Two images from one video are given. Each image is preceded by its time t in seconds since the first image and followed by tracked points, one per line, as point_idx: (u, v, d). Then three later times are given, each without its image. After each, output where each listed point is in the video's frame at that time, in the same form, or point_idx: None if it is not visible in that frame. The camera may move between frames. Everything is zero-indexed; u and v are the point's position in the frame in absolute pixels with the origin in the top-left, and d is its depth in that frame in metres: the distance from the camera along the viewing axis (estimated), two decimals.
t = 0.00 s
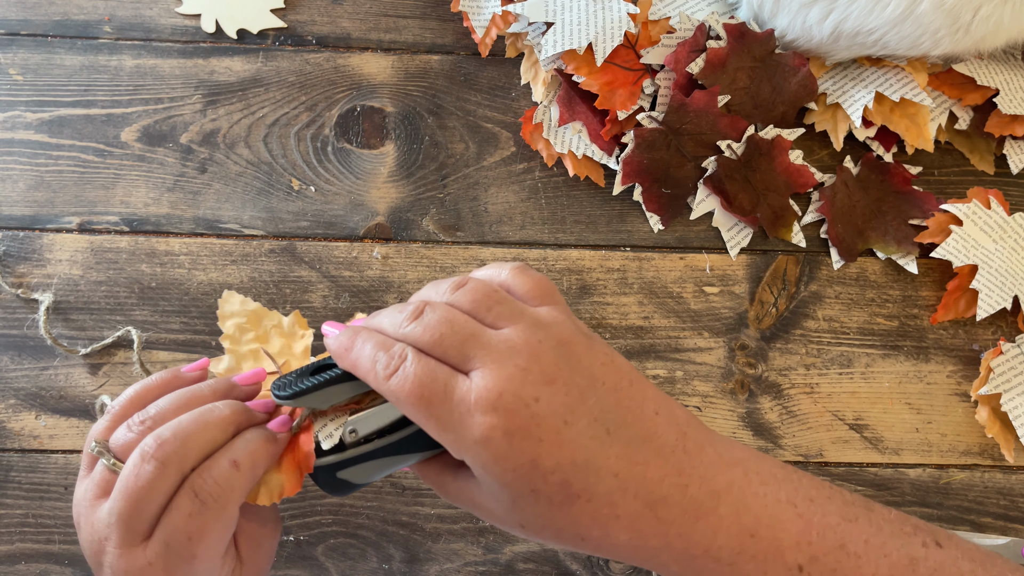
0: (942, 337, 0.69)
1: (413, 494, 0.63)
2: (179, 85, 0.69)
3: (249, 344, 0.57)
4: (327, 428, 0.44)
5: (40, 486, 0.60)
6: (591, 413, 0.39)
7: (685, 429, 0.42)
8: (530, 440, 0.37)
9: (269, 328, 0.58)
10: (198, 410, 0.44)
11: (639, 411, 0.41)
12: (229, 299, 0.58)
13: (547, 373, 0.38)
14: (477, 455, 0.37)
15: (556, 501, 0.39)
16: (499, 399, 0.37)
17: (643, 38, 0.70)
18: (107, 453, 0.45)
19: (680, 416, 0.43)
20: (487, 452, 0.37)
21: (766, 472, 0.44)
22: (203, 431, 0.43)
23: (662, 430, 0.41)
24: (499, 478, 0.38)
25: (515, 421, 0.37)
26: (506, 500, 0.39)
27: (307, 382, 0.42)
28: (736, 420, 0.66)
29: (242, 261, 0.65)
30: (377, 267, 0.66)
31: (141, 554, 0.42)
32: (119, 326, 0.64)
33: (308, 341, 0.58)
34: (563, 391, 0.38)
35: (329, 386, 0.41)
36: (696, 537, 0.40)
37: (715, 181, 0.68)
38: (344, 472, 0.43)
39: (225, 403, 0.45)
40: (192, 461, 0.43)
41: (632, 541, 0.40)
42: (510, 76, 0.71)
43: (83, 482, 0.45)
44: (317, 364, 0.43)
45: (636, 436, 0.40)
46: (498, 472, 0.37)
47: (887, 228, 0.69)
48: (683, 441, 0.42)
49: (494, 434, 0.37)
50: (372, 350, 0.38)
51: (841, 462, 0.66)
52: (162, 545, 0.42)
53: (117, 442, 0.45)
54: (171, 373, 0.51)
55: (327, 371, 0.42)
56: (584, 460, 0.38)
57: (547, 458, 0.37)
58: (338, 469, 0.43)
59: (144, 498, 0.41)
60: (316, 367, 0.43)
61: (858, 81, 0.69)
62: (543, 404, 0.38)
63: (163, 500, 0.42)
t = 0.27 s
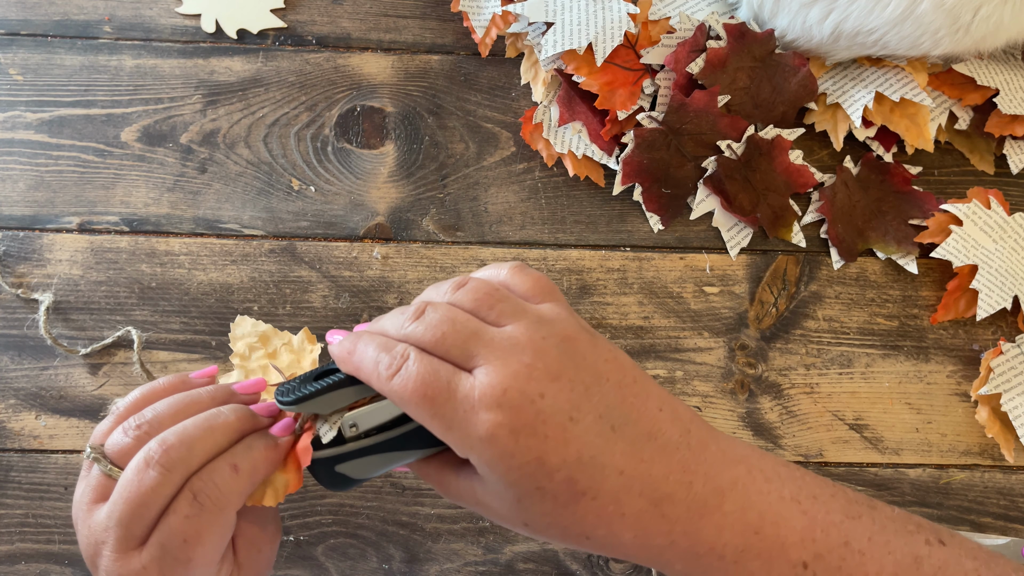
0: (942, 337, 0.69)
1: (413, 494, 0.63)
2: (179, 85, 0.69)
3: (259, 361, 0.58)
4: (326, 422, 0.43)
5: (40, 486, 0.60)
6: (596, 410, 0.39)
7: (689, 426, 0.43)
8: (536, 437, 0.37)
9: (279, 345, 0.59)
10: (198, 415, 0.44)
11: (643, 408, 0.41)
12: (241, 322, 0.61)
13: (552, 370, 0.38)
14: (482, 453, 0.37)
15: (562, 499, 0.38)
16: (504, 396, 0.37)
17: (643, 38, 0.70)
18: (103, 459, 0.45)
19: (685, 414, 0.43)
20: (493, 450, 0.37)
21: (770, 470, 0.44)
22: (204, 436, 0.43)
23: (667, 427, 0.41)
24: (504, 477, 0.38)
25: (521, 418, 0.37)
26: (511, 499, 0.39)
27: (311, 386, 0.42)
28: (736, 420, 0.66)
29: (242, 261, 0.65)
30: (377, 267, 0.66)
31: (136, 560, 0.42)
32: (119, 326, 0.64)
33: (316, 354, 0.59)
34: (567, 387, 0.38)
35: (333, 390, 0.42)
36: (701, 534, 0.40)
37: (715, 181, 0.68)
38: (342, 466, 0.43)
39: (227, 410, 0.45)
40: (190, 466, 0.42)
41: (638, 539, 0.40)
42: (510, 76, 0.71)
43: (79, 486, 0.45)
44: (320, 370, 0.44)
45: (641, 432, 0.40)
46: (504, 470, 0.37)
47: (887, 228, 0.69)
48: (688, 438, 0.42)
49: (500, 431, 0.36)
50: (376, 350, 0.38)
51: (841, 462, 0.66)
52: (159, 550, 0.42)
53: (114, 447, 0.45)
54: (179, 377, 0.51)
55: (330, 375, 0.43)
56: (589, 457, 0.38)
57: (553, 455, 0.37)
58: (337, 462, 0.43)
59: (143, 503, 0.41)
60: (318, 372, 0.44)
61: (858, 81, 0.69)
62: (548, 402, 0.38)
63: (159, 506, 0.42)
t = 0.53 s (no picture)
0: (942, 337, 0.69)
1: (413, 494, 0.63)
2: (178, 85, 0.69)
3: (228, 339, 0.56)
4: (324, 419, 0.44)
5: (40, 486, 0.60)
6: (596, 423, 0.39)
7: (691, 438, 0.42)
8: (534, 452, 0.37)
9: (247, 320, 0.57)
10: (193, 414, 0.44)
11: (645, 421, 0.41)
12: (200, 294, 0.57)
13: (552, 382, 0.38)
14: (478, 465, 0.37)
15: (558, 513, 0.38)
16: (502, 409, 0.36)
17: (643, 38, 0.70)
18: (93, 461, 0.43)
19: (687, 424, 0.43)
20: (488, 463, 0.37)
21: (772, 481, 0.44)
22: (200, 433, 0.43)
23: (669, 439, 0.41)
24: (500, 488, 0.38)
25: (519, 432, 0.37)
26: (508, 509, 0.39)
27: (310, 383, 0.42)
28: (736, 420, 0.66)
29: (242, 260, 0.65)
30: (377, 267, 0.66)
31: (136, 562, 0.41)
32: (119, 326, 0.64)
33: (287, 329, 0.59)
34: (567, 401, 0.38)
35: (329, 389, 0.41)
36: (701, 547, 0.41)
37: (715, 181, 0.68)
38: (344, 470, 0.43)
39: (222, 407, 0.45)
40: (190, 465, 0.42)
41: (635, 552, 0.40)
42: (510, 76, 0.71)
43: (66, 491, 0.44)
44: (320, 365, 0.43)
45: (642, 447, 0.40)
46: (500, 482, 0.37)
47: (887, 228, 0.69)
48: (690, 450, 0.42)
49: (497, 444, 0.36)
50: (375, 353, 0.38)
51: (841, 462, 0.66)
52: (160, 551, 0.41)
53: (104, 449, 0.44)
54: (165, 379, 0.51)
55: (329, 372, 0.42)
56: (588, 473, 0.38)
57: (550, 470, 0.37)
58: (337, 468, 0.43)
59: (142, 504, 0.41)
60: (318, 366, 0.43)
61: (858, 81, 0.69)
62: (547, 416, 0.37)
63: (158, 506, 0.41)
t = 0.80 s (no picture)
0: (942, 337, 0.69)
1: (413, 494, 0.63)
2: (178, 85, 0.69)
3: (233, 343, 0.56)
4: (330, 419, 0.44)
5: (40, 486, 0.60)
6: (590, 428, 0.39)
7: (687, 440, 0.42)
8: (527, 458, 0.37)
9: (251, 324, 0.58)
10: (194, 413, 0.44)
11: (640, 424, 0.41)
12: (206, 298, 0.58)
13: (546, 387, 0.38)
14: (471, 470, 0.37)
15: (551, 517, 0.39)
16: (495, 415, 0.36)
17: (643, 38, 0.70)
18: (93, 458, 0.44)
19: (684, 426, 0.43)
20: (481, 468, 0.37)
21: (767, 483, 0.44)
22: (200, 431, 0.43)
23: (665, 442, 0.41)
24: (494, 493, 0.38)
25: (512, 439, 0.37)
26: (502, 512, 0.39)
27: (305, 385, 0.42)
28: (736, 420, 0.66)
29: (242, 261, 0.65)
30: (377, 267, 0.66)
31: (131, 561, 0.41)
32: (119, 326, 0.64)
33: (293, 334, 0.59)
34: (561, 406, 0.38)
35: (322, 392, 0.41)
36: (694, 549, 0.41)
37: (715, 181, 0.68)
38: (338, 472, 0.44)
39: (222, 407, 0.45)
40: (189, 463, 0.42)
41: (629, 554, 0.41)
42: (510, 76, 0.71)
43: (65, 489, 0.44)
44: (314, 367, 0.43)
45: (637, 451, 0.40)
46: (493, 487, 0.37)
47: (887, 228, 0.69)
48: (685, 453, 0.42)
49: (490, 450, 0.36)
50: (369, 357, 0.38)
51: (841, 462, 0.66)
52: (155, 550, 0.41)
53: (104, 447, 0.44)
54: (168, 380, 0.51)
55: (324, 375, 0.43)
56: (581, 478, 0.38)
57: (543, 475, 0.37)
58: (332, 468, 0.44)
59: (140, 502, 0.41)
60: (313, 367, 0.44)
61: (858, 81, 0.69)
62: (540, 422, 0.37)
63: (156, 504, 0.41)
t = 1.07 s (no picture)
0: (942, 337, 0.69)
1: (413, 494, 0.63)
2: (178, 85, 0.69)
3: (243, 351, 0.59)
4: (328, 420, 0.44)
5: (40, 486, 0.60)
6: (592, 435, 0.39)
7: (688, 444, 0.42)
8: (528, 466, 0.37)
9: (262, 335, 0.60)
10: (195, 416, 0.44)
11: (641, 429, 0.40)
12: (221, 310, 0.61)
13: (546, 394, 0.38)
14: (473, 478, 0.37)
15: (553, 525, 0.39)
16: (496, 423, 0.36)
17: (643, 38, 0.70)
18: (92, 461, 0.44)
19: (684, 430, 0.43)
20: (483, 477, 0.37)
21: (768, 486, 0.44)
22: (200, 435, 0.43)
23: (665, 447, 0.41)
24: (495, 501, 0.38)
25: (513, 447, 0.37)
26: (503, 518, 0.39)
27: (304, 395, 0.41)
28: (736, 420, 0.66)
29: (242, 261, 0.65)
30: (377, 267, 0.66)
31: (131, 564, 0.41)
32: (119, 326, 0.64)
33: (301, 345, 0.61)
34: (562, 413, 0.38)
35: (323, 401, 0.41)
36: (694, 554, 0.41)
37: (715, 181, 0.68)
38: (332, 472, 0.43)
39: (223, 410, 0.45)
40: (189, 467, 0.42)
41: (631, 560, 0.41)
42: (510, 76, 0.71)
43: (63, 491, 0.44)
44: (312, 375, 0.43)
45: (638, 456, 0.40)
46: (495, 495, 0.37)
47: (887, 228, 0.69)
48: (686, 457, 0.42)
49: (491, 459, 0.36)
50: (368, 365, 0.37)
51: (841, 462, 0.66)
52: (154, 554, 0.41)
53: (104, 450, 0.44)
54: (169, 382, 0.51)
55: (323, 384, 0.42)
56: (582, 485, 0.38)
57: (544, 482, 0.37)
58: (327, 469, 0.43)
59: (140, 506, 0.41)
60: (311, 376, 0.43)
61: (858, 81, 0.69)
62: (541, 429, 0.37)
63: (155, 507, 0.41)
